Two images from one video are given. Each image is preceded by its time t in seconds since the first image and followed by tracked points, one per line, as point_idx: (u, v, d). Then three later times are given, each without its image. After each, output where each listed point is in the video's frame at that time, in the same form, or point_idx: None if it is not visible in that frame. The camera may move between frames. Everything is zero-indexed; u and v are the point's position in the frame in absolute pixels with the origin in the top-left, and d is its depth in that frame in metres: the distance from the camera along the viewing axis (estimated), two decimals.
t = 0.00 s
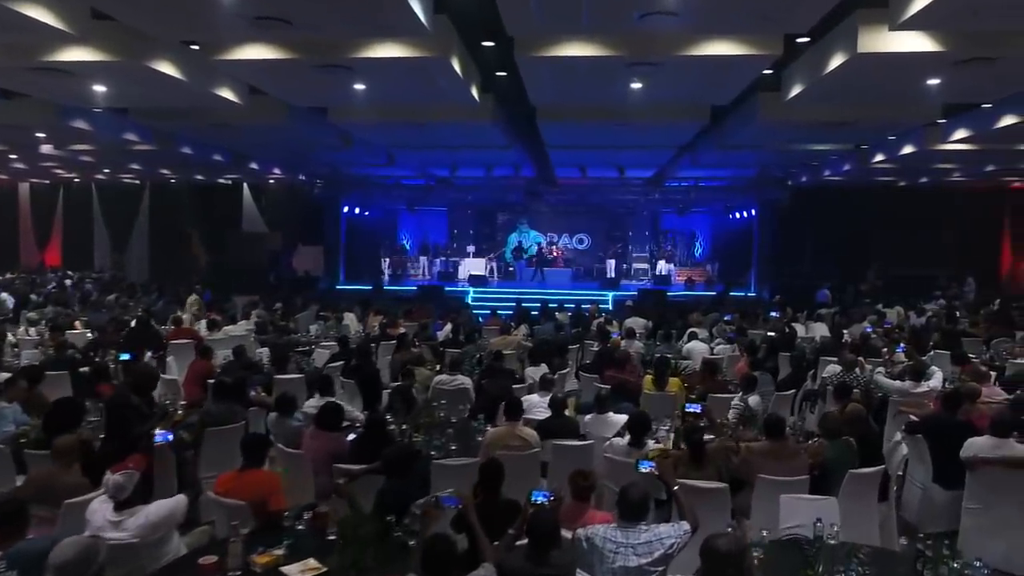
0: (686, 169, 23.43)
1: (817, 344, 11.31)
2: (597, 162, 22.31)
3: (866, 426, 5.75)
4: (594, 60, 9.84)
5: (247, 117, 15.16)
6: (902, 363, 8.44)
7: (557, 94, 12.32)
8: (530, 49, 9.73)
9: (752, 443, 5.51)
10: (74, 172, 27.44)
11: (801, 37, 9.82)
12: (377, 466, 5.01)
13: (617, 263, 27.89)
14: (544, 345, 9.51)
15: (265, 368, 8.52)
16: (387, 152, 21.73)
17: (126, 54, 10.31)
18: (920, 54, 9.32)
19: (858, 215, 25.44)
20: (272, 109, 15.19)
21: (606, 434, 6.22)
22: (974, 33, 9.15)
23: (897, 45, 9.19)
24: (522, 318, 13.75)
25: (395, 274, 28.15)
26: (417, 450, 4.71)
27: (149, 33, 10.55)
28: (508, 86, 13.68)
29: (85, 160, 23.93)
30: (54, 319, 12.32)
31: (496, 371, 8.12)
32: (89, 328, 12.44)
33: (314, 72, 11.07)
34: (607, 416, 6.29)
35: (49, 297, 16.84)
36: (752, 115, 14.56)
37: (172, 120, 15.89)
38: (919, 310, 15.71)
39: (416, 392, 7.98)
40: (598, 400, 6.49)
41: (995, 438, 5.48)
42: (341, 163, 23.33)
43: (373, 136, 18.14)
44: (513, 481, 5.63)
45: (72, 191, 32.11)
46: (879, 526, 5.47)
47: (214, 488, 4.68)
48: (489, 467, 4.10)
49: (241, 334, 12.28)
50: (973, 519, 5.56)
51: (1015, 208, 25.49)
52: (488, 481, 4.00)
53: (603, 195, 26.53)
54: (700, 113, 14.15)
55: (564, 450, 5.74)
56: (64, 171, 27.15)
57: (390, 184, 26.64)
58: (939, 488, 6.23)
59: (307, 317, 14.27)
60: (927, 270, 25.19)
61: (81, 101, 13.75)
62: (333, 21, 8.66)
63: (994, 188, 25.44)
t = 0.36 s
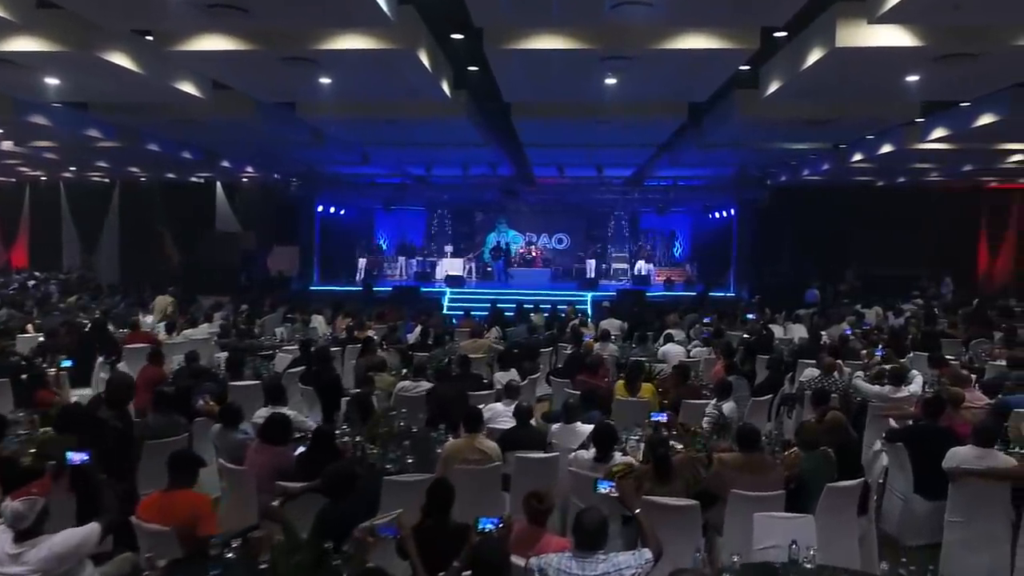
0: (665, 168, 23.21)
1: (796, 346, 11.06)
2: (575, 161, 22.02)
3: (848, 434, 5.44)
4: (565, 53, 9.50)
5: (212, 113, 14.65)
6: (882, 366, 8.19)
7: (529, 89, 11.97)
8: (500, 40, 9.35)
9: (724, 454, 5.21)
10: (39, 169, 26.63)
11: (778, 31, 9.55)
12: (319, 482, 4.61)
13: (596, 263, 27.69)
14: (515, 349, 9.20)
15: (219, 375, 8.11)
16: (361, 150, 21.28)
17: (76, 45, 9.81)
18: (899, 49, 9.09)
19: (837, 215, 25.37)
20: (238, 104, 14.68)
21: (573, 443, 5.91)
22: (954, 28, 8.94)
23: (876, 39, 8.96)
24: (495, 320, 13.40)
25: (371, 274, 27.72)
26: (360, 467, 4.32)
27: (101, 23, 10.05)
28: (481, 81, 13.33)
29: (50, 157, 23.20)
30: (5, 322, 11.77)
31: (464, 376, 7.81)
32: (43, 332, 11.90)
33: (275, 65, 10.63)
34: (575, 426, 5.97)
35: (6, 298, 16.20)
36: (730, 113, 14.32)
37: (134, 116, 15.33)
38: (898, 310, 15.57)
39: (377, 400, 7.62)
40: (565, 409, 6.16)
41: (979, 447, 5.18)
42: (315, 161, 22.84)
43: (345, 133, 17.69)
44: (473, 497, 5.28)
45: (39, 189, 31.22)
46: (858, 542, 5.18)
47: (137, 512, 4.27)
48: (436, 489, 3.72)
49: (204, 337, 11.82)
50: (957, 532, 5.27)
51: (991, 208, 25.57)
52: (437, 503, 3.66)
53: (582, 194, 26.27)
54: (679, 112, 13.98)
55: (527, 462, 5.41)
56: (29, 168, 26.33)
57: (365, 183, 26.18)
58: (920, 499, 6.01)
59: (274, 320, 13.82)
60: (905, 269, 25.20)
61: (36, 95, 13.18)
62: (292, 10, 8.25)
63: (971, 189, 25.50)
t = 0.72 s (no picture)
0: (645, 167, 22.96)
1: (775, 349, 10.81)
2: (554, 159, 21.68)
3: (831, 446, 5.14)
4: (536, 47, 9.14)
5: (175, 108, 14.11)
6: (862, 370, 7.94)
7: (502, 85, 11.61)
8: (468, 32, 8.96)
9: (699, 468, 4.87)
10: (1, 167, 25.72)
11: (757, 24, 9.26)
12: (254, 508, 4.21)
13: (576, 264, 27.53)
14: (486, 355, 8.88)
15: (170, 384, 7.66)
16: (334, 148, 20.77)
17: (21, 34, 9.24)
18: (879, 44, 8.84)
19: (816, 215, 25.29)
20: (202, 100, 14.16)
21: (539, 456, 5.55)
22: (935, 22, 8.71)
23: (856, 33, 8.70)
24: (468, 323, 13.01)
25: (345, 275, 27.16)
26: (297, 493, 3.92)
27: (48, 11, 9.51)
28: (454, 75, 12.96)
29: (11, 154, 22.39)
30: None
31: (430, 383, 7.45)
32: None
33: (234, 57, 10.17)
34: (543, 438, 5.62)
35: None
36: (708, 110, 14.03)
37: (93, 111, 14.70)
38: (877, 311, 15.43)
39: (337, 410, 7.23)
40: (533, 419, 5.81)
41: (966, 461, 4.90)
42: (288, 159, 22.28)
43: (316, 130, 17.19)
44: (430, 517, 4.91)
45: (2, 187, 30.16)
46: (841, 560, 4.88)
47: (51, 541, 3.85)
48: (378, 521, 3.34)
49: (163, 341, 11.32)
50: (946, 550, 5.04)
51: (967, 209, 25.66)
52: (380, 537, 3.29)
53: (561, 194, 25.96)
54: (656, 109, 13.69)
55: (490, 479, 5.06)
56: None
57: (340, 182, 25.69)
58: (905, 512, 5.76)
59: (240, 323, 13.33)
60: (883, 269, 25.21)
61: None
62: None
63: (947, 189, 25.57)
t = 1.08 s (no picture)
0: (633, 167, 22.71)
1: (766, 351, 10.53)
2: (541, 158, 21.39)
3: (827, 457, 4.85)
4: (519, 40, 8.84)
5: (150, 104, 13.72)
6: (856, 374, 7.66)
7: (486, 80, 11.31)
8: (448, 24, 8.64)
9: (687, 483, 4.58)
10: None
11: (745, 18, 9.00)
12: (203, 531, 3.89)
13: (566, 264, 27.26)
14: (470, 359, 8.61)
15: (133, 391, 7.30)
16: (318, 146, 20.40)
17: None
18: (872, 39, 8.58)
19: (806, 214, 25.12)
20: (177, 95, 13.76)
21: (517, 469, 5.27)
22: (928, 16, 8.45)
23: (847, 27, 8.43)
24: (453, 325, 12.70)
25: (330, 276, 26.72)
26: (248, 518, 3.62)
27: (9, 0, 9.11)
28: (438, 70, 12.63)
29: None
30: None
31: (407, 390, 7.15)
32: None
33: (205, 50, 9.80)
34: (520, 450, 5.34)
35: None
36: (696, 108, 13.76)
37: (67, 108, 14.29)
38: (869, 312, 15.23)
39: (308, 418, 6.90)
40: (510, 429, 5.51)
41: (969, 473, 4.62)
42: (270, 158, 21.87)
43: (297, 128, 16.81)
44: (399, 537, 4.59)
45: None
46: None
47: None
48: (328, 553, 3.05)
49: (136, 344, 10.96)
50: (945, 568, 4.78)
51: (957, 208, 25.55)
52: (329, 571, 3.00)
53: (549, 193, 25.68)
54: (644, 106, 13.41)
55: (464, 495, 4.76)
56: None
57: (325, 181, 25.32)
58: (903, 526, 5.48)
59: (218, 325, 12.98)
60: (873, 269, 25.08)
61: None
62: None
63: (937, 189, 25.46)
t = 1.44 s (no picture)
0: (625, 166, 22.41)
1: (761, 356, 10.22)
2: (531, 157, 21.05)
3: (827, 474, 4.54)
4: (505, 34, 8.50)
5: (127, 100, 13.30)
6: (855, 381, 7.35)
7: (472, 76, 10.95)
8: (430, 17, 8.30)
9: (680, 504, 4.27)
10: None
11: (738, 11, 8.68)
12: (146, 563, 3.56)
13: (556, 264, 26.98)
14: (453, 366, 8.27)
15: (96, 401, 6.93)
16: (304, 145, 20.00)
17: None
18: (869, 33, 8.28)
19: (799, 214, 24.88)
20: (155, 91, 13.35)
21: (497, 487, 4.93)
22: (926, 9, 8.16)
23: (844, 20, 8.12)
24: (439, 328, 12.35)
25: (318, 277, 26.36)
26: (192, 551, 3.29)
27: None
28: (424, 65, 12.27)
29: None
30: None
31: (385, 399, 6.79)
32: None
33: (178, 42, 9.42)
34: (500, 466, 4.99)
35: None
36: (689, 105, 13.44)
37: (41, 104, 13.84)
38: (864, 314, 14.96)
39: (279, 431, 6.51)
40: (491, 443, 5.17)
41: (981, 493, 4.34)
42: (255, 156, 21.44)
43: (281, 126, 16.41)
44: (369, 564, 4.25)
45: None
46: None
47: None
48: None
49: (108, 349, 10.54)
50: None
51: (949, 208, 25.40)
52: None
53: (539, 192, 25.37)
54: (636, 104, 13.08)
55: (440, 517, 4.42)
56: None
57: (312, 180, 24.91)
58: (906, 546, 5.16)
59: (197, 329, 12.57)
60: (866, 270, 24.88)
61: None
62: None
63: (930, 188, 25.28)
